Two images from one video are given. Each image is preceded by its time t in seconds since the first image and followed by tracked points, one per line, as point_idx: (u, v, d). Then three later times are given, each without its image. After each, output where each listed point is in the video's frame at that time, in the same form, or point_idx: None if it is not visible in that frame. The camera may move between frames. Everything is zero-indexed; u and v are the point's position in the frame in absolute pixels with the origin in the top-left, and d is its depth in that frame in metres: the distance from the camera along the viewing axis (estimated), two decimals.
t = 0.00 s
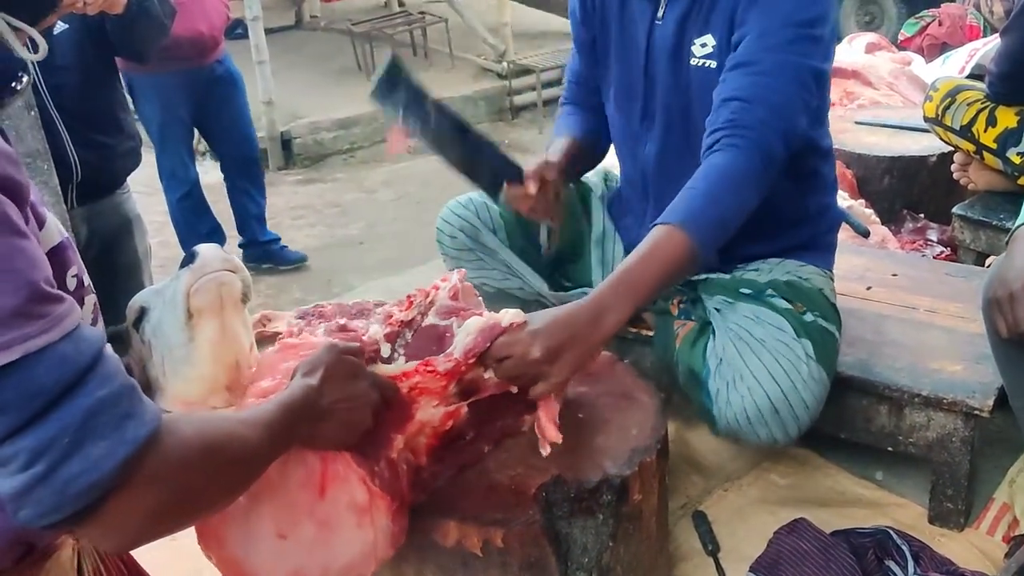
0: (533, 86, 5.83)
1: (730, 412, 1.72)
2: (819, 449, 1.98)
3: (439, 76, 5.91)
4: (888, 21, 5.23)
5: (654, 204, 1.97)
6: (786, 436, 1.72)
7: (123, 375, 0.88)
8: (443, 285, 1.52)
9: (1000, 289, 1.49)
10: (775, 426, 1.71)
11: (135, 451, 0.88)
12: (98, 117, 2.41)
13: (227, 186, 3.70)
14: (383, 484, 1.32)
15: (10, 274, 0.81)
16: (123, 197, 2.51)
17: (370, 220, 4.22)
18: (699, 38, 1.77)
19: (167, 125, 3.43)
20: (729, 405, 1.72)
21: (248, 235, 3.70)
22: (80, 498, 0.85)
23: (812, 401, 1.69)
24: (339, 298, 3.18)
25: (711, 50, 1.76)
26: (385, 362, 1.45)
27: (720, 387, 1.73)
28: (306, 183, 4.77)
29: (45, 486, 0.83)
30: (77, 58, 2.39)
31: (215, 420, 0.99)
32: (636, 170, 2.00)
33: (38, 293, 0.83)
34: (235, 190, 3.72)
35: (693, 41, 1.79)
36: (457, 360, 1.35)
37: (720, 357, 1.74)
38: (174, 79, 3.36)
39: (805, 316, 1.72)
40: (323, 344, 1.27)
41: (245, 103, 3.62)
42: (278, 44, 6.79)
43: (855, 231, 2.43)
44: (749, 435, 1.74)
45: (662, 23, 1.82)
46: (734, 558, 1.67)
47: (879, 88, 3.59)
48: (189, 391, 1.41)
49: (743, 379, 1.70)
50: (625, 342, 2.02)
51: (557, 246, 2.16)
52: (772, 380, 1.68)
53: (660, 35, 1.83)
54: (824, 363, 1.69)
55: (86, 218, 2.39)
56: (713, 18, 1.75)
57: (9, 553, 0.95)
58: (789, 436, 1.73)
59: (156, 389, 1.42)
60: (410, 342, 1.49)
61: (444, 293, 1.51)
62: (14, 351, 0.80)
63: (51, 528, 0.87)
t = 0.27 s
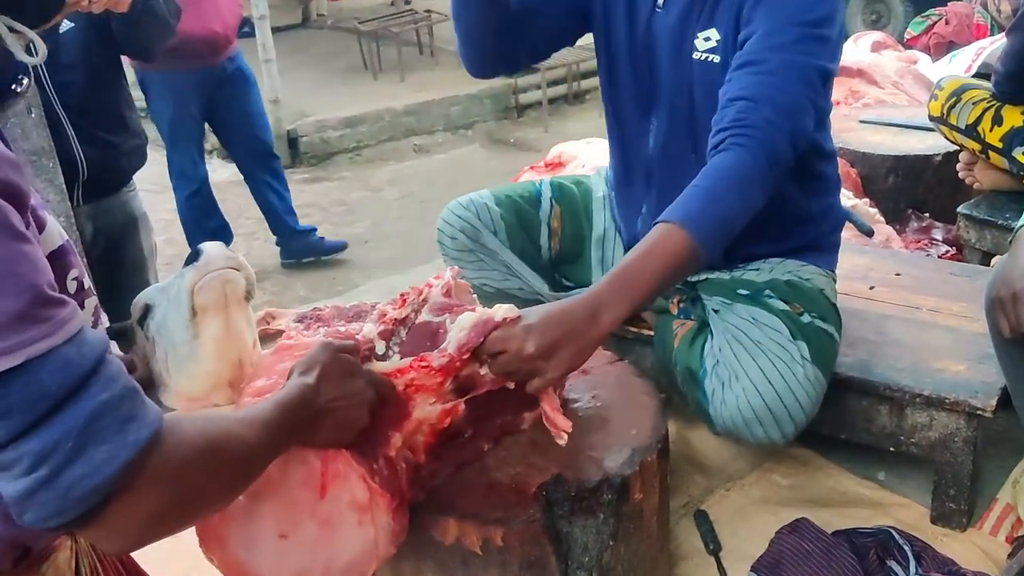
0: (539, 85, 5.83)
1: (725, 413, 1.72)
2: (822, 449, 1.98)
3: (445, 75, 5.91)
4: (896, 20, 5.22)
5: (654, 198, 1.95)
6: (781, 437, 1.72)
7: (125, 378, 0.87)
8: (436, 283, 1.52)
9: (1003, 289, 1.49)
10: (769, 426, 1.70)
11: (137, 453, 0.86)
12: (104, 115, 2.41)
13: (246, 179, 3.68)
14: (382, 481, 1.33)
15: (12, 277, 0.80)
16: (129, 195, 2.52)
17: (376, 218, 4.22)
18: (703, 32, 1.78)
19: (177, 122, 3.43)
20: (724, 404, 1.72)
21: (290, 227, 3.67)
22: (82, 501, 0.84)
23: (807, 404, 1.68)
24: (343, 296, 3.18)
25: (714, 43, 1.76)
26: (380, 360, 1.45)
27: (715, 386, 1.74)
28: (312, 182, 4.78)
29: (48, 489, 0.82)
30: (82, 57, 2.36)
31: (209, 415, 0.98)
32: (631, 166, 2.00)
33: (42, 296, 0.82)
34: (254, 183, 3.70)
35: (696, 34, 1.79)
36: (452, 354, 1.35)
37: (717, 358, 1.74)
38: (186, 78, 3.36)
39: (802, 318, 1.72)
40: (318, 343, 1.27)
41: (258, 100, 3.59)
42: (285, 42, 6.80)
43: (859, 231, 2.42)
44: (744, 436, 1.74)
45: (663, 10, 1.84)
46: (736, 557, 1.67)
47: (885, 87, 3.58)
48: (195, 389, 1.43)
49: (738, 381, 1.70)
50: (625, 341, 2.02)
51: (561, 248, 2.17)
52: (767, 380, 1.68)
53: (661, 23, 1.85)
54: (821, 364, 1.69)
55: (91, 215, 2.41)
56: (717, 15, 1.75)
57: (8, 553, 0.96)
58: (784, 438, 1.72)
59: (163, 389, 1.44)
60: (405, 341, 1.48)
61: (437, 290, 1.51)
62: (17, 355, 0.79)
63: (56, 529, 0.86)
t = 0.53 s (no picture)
0: (547, 82, 5.83)
1: (729, 422, 1.73)
2: (824, 447, 1.98)
3: (454, 72, 5.92)
4: (905, 18, 5.20)
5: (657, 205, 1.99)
6: (786, 447, 1.73)
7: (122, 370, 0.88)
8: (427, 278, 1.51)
9: (1004, 287, 1.49)
10: (773, 436, 1.71)
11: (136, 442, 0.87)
12: (112, 111, 2.43)
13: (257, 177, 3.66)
14: (383, 480, 1.33)
15: (8, 267, 0.80)
16: (137, 190, 2.53)
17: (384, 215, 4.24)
18: (720, 38, 1.77)
19: (201, 116, 3.43)
20: (729, 414, 1.72)
21: (303, 225, 3.68)
22: (76, 490, 0.85)
23: (812, 415, 1.69)
24: (350, 292, 3.19)
25: (731, 50, 1.76)
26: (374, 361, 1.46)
27: (720, 395, 1.74)
28: (320, 178, 4.79)
29: (44, 477, 0.83)
30: (90, 53, 2.37)
31: (205, 413, 0.98)
32: (638, 168, 2.02)
33: (38, 288, 0.82)
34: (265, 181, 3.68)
35: (713, 39, 1.78)
36: (445, 350, 1.33)
37: (721, 366, 1.74)
38: (209, 73, 3.35)
39: (806, 324, 1.72)
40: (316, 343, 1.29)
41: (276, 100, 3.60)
42: (295, 39, 6.82)
43: (865, 229, 2.42)
44: (748, 444, 1.75)
45: (680, 20, 1.82)
46: (736, 554, 1.67)
47: (892, 85, 3.58)
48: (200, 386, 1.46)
49: (743, 391, 1.71)
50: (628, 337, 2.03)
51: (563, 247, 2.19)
52: (771, 390, 1.69)
53: (678, 31, 1.83)
54: (825, 373, 1.69)
55: (99, 210, 2.43)
56: (734, 20, 1.75)
57: (10, 540, 0.96)
58: (788, 446, 1.74)
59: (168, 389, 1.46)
60: (398, 340, 1.48)
61: (427, 287, 1.48)
62: (11, 345, 0.79)
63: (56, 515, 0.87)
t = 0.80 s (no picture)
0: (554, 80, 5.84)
1: (726, 407, 1.74)
2: (823, 441, 1.99)
3: (461, 70, 5.93)
4: (913, 16, 5.19)
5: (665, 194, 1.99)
6: (782, 434, 1.73)
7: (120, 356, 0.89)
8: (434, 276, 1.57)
9: (999, 283, 1.50)
10: (769, 422, 1.72)
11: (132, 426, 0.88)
12: (117, 108, 2.45)
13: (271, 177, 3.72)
14: (383, 473, 1.33)
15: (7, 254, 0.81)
16: (143, 186, 2.55)
17: (389, 212, 4.25)
18: (718, 31, 1.78)
19: (241, 108, 3.39)
20: (726, 400, 1.73)
21: (312, 223, 3.70)
22: (74, 472, 0.85)
23: (809, 401, 1.70)
24: (354, 288, 3.21)
25: (729, 42, 1.77)
26: (381, 350, 1.48)
27: (717, 381, 1.75)
28: (327, 175, 4.81)
29: (42, 459, 0.83)
30: (97, 50, 2.38)
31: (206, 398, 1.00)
32: (642, 161, 2.03)
33: (37, 275, 0.83)
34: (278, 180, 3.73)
35: (712, 32, 1.79)
36: (450, 345, 1.37)
37: (719, 352, 1.75)
38: (247, 67, 3.25)
39: (806, 313, 1.72)
40: (320, 332, 1.30)
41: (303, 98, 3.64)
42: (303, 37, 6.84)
43: (866, 226, 2.43)
44: (744, 431, 1.76)
45: (683, 12, 1.84)
46: (733, 547, 1.68)
47: (897, 83, 3.58)
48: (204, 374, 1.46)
49: (740, 376, 1.71)
50: (629, 332, 2.03)
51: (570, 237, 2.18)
52: (768, 375, 1.69)
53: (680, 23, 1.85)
54: (823, 361, 1.70)
55: (105, 206, 2.45)
56: (732, 12, 1.75)
57: (13, 522, 0.98)
58: (784, 433, 1.74)
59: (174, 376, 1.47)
60: (404, 333, 1.51)
61: (434, 283, 1.55)
62: (10, 330, 0.80)
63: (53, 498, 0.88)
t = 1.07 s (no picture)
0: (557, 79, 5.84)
1: (721, 406, 1.73)
2: (822, 440, 1.99)
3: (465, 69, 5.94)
4: (918, 13, 5.17)
5: (661, 188, 1.96)
6: (776, 430, 1.72)
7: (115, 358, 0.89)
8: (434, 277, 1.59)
9: (997, 280, 1.50)
10: (765, 419, 1.71)
11: (126, 428, 0.87)
12: (121, 108, 2.45)
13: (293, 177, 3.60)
14: (382, 475, 1.33)
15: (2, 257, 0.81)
16: (146, 185, 2.56)
17: (393, 211, 4.26)
18: (708, 31, 1.79)
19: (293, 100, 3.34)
20: (721, 398, 1.72)
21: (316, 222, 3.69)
22: (70, 475, 0.85)
23: (802, 400, 1.69)
24: (357, 287, 3.21)
25: (720, 43, 1.78)
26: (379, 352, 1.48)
27: (712, 379, 1.73)
28: (330, 174, 4.81)
29: (37, 462, 0.83)
30: (101, 49, 2.40)
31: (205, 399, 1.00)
32: (635, 160, 2.02)
33: (32, 278, 0.83)
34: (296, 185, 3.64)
35: (702, 33, 1.81)
36: (447, 348, 1.37)
37: (714, 351, 1.75)
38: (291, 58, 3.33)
39: (799, 312, 1.73)
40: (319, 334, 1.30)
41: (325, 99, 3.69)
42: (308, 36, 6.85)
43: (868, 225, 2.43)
44: (740, 429, 1.75)
45: (666, 9, 1.86)
46: (733, 546, 1.69)
47: (900, 81, 3.57)
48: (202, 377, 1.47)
49: (734, 374, 1.71)
50: (628, 332, 2.03)
51: (566, 240, 2.17)
52: (762, 374, 1.69)
53: (665, 20, 1.86)
54: (817, 360, 1.70)
55: (109, 206, 2.46)
56: (723, 11, 1.77)
57: (11, 520, 0.99)
58: (780, 431, 1.73)
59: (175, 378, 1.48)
60: (401, 334, 1.52)
61: (433, 285, 1.56)
62: (6, 333, 0.80)
63: (48, 502, 0.88)
